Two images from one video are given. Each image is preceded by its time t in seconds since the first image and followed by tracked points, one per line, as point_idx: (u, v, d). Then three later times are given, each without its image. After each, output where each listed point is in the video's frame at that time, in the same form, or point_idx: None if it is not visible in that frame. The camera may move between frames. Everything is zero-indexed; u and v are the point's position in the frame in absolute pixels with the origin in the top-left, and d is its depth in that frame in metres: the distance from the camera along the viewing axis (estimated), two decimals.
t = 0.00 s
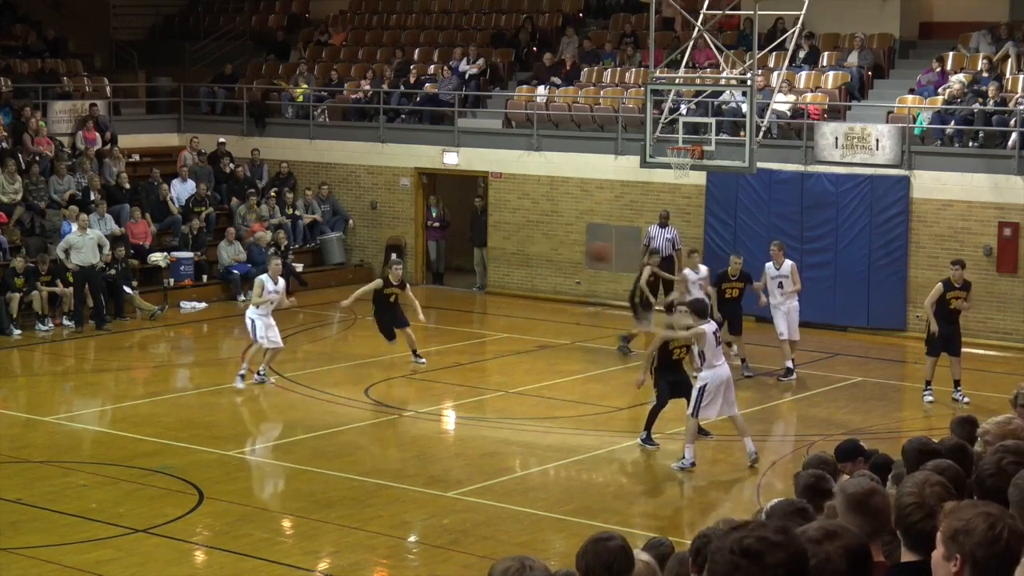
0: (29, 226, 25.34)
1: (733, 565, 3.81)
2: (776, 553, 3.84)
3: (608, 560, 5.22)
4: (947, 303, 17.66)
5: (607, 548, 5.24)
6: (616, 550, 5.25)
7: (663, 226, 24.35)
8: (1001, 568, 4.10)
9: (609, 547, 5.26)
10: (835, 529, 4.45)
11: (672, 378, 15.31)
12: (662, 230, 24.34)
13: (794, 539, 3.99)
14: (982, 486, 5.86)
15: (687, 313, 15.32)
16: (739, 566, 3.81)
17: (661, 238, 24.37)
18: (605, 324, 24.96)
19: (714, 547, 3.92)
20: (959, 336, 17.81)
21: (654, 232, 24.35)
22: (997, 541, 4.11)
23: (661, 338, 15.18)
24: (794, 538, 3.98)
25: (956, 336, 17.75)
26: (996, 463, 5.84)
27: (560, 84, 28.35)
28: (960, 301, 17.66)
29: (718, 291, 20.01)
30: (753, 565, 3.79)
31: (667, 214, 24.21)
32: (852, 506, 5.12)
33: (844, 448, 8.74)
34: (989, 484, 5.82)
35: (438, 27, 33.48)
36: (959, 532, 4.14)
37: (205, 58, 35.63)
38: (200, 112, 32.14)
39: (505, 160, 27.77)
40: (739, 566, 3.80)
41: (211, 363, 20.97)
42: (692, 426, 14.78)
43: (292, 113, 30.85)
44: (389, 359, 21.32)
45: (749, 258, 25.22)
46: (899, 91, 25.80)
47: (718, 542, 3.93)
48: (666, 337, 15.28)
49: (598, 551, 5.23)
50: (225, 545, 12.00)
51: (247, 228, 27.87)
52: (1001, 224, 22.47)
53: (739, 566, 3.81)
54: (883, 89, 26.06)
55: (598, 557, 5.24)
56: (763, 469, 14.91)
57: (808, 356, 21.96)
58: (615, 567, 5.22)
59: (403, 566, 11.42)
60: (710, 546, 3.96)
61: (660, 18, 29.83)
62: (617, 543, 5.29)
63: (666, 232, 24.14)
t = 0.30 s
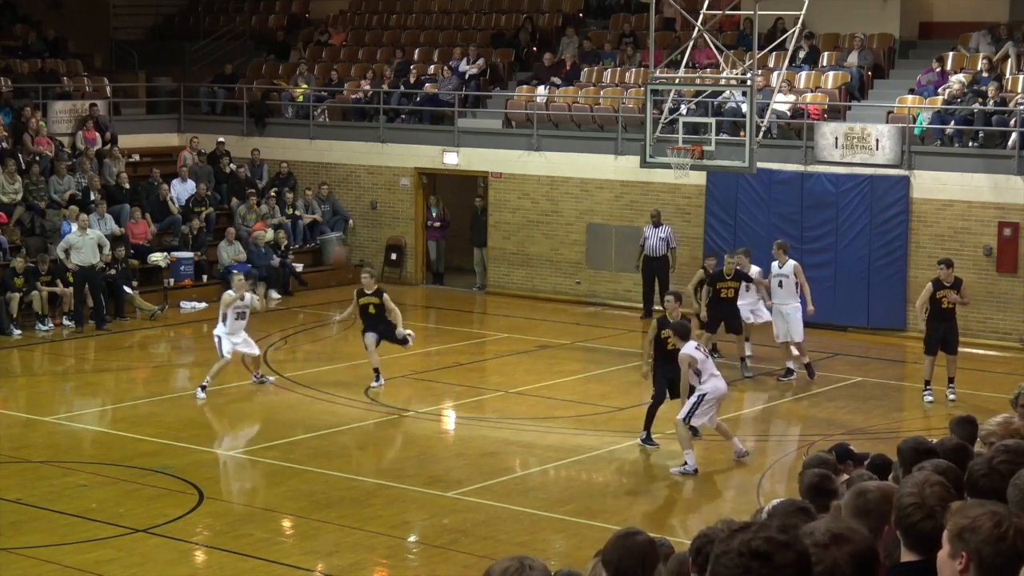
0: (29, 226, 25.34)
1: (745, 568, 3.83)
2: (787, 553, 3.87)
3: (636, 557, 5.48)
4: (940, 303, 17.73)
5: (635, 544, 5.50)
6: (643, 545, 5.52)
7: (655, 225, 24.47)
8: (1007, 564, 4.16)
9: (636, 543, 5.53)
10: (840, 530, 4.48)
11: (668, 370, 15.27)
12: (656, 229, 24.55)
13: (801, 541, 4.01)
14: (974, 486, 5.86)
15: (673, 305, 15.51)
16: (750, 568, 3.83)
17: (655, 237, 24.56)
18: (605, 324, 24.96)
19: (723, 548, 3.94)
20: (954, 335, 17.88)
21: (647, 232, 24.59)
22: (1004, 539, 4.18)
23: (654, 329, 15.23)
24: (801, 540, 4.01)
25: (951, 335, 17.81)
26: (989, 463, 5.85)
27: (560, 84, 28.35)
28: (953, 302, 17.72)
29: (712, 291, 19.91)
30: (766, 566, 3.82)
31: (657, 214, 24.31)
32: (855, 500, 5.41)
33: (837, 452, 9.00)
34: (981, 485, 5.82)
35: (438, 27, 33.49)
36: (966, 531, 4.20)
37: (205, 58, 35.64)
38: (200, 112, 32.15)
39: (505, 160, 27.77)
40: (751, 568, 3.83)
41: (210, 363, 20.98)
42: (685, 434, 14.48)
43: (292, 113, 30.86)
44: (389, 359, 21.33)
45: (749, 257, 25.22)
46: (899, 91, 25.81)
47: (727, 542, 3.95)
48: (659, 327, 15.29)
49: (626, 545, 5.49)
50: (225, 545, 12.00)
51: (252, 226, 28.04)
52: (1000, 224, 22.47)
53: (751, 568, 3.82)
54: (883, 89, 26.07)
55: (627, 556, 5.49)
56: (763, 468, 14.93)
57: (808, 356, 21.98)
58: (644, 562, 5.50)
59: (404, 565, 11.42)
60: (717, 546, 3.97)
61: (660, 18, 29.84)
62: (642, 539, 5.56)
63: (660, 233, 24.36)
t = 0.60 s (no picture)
0: (29, 226, 25.33)
1: (750, 568, 3.84)
2: (791, 551, 3.88)
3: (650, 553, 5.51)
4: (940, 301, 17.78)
5: (649, 541, 5.53)
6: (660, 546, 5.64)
7: (648, 226, 24.28)
8: (1010, 564, 4.17)
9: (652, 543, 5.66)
10: (840, 529, 4.49)
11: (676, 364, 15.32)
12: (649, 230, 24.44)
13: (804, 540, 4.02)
14: (974, 486, 5.85)
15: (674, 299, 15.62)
16: (755, 568, 3.84)
17: (649, 238, 24.39)
18: (605, 324, 24.96)
19: (726, 548, 3.95)
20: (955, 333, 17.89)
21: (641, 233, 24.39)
22: (1007, 538, 4.18)
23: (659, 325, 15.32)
24: (803, 540, 4.02)
25: (950, 333, 17.81)
26: (990, 463, 5.85)
27: (560, 84, 28.35)
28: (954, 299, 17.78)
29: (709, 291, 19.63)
30: (771, 565, 3.83)
31: (651, 214, 24.15)
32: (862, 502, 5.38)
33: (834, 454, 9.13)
34: (982, 484, 5.81)
35: (438, 27, 33.49)
36: (970, 530, 4.20)
37: (205, 58, 35.65)
38: (200, 112, 32.16)
39: (505, 160, 27.77)
40: (756, 568, 3.84)
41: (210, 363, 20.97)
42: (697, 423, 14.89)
43: (292, 113, 30.86)
44: (390, 359, 21.34)
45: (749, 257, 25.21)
46: (899, 91, 25.81)
47: (731, 542, 3.96)
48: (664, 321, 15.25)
49: (640, 543, 5.52)
50: (225, 545, 12.00)
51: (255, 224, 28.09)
52: (1001, 224, 22.46)
53: (756, 568, 3.83)
54: (883, 89, 26.06)
55: (642, 555, 5.51)
56: (763, 468, 14.94)
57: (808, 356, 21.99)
58: (658, 556, 5.53)
59: (404, 566, 11.42)
60: (720, 547, 3.98)
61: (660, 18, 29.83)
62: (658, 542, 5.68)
63: (653, 231, 24.26)
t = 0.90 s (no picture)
0: (29, 226, 25.33)
1: (749, 566, 3.84)
2: (789, 549, 3.89)
3: (632, 559, 5.51)
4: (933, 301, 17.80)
5: (632, 545, 5.54)
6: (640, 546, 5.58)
7: (647, 225, 24.40)
8: (1009, 563, 4.15)
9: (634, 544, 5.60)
10: (839, 529, 4.50)
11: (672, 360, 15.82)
12: (647, 228, 24.46)
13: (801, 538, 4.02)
14: (978, 487, 5.84)
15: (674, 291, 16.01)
16: (753, 566, 3.85)
17: (648, 237, 24.45)
18: (605, 324, 24.95)
19: (724, 547, 3.95)
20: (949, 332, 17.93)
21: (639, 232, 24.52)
22: (1005, 537, 4.18)
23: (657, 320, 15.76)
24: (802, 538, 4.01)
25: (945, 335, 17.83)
26: (992, 464, 5.85)
27: (560, 84, 28.34)
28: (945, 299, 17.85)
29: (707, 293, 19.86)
30: (770, 563, 3.83)
31: (648, 212, 24.24)
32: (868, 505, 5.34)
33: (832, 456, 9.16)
34: (987, 486, 5.80)
35: (438, 27, 33.49)
36: (969, 529, 4.20)
37: (204, 58, 35.65)
38: (200, 112, 32.17)
39: (505, 160, 27.76)
40: (754, 565, 3.84)
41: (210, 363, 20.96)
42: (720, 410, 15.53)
43: (292, 113, 30.85)
44: (389, 359, 21.32)
45: (749, 257, 25.21)
46: (899, 91, 25.79)
47: (729, 541, 3.96)
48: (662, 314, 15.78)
49: (622, 547, 5.53)
50: (225, 545, 11.99)
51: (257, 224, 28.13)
52: (1001, 224, 22.46)
53: (754, 565, 3.84)
54: (883, 89, 26.06)
55: (624, 559, 5.52)
56: (763, 468, 14.95)
57: (808, 356, 21.99)
58: (642, 561, 5.53)
59: (404, 565, 11.41)
60: (719, 546, 3.98)
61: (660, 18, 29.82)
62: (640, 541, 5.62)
63: (651, 229, 24.25)
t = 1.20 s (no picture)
0: (29, 226, 25.32)
1: (749, 566, 3.85)
2: (790, 548, 3.89)
3: (609, 562, 5.45)
4: (916, 306, 17.89)
5: (608, 549, 5.47)
6: (615, 549, 5.49)
7: (648, 225, 24.18)
8: (1010, 563, 4.15)
9: (608, 548, 5.49)
10: (840, 528, 4.50)
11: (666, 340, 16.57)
12: (649, 228, 24.23)
13: (802, 537, 4.03)
14: (976, 488, 5.85)
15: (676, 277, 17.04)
16: (753, 565, 3.85)
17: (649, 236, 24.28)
18: (605, 324, 24.95)
19: (724, 548, 3.96)
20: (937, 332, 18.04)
21: (641, 231, 24.26)
22: (1006, 537, 4.18)
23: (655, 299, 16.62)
24: (803, 536, 4.01)
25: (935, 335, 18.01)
26: (991, 465, 5.85)
27: (560, 84, 28.35)
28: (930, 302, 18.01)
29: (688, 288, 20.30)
30: (770, 562, 3.83)
31: (651, 212, 24.11)
32: (875, 507, 5.28)
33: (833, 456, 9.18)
34: (985, 486, 5.80)
35: (438, 27, 33.50)
36: (969, 529, 4.20)
37: (204, 58, 35.66)
38: (200, 112, 32.19)
39: (505, 160, 27.77)
40: (754, 565, 3.85)
41: (210, 363, 20.96)
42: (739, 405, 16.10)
43: (292, 113, 30.86)
44: (389, 359, 21.32)
45: (749, 258, 25.22)
46: (899, 91, 25.80)
47: (728, 541, 3.97)
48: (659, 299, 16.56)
49: (597, 551, 5.46)
50: (225, 545, 12.00)
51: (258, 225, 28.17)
52: (1001, 224, 22.47)
53: (754, 565, 3.85)
54: (883, 89, 26.06)
55: (601, 562, 5.45)
56: (762, 468, 14.95)
57: (808, 356, 21.99)
58: (617, 565, 5.46)
59: (404, 565, 11.42)
60: (720, 546, 3.99)
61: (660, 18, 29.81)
62: (616, 543, 5.53)
63: (653, 231, 24.01)
